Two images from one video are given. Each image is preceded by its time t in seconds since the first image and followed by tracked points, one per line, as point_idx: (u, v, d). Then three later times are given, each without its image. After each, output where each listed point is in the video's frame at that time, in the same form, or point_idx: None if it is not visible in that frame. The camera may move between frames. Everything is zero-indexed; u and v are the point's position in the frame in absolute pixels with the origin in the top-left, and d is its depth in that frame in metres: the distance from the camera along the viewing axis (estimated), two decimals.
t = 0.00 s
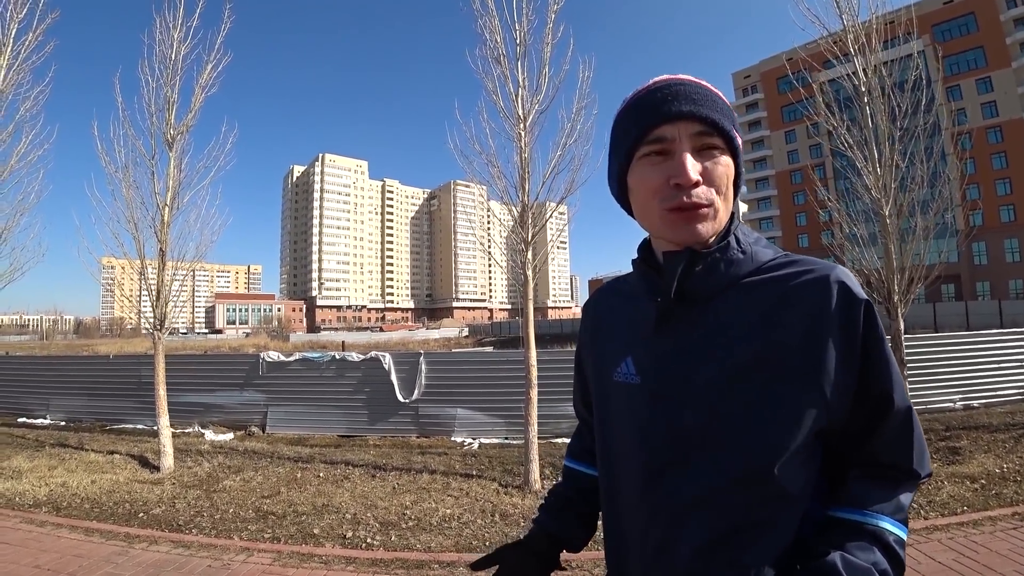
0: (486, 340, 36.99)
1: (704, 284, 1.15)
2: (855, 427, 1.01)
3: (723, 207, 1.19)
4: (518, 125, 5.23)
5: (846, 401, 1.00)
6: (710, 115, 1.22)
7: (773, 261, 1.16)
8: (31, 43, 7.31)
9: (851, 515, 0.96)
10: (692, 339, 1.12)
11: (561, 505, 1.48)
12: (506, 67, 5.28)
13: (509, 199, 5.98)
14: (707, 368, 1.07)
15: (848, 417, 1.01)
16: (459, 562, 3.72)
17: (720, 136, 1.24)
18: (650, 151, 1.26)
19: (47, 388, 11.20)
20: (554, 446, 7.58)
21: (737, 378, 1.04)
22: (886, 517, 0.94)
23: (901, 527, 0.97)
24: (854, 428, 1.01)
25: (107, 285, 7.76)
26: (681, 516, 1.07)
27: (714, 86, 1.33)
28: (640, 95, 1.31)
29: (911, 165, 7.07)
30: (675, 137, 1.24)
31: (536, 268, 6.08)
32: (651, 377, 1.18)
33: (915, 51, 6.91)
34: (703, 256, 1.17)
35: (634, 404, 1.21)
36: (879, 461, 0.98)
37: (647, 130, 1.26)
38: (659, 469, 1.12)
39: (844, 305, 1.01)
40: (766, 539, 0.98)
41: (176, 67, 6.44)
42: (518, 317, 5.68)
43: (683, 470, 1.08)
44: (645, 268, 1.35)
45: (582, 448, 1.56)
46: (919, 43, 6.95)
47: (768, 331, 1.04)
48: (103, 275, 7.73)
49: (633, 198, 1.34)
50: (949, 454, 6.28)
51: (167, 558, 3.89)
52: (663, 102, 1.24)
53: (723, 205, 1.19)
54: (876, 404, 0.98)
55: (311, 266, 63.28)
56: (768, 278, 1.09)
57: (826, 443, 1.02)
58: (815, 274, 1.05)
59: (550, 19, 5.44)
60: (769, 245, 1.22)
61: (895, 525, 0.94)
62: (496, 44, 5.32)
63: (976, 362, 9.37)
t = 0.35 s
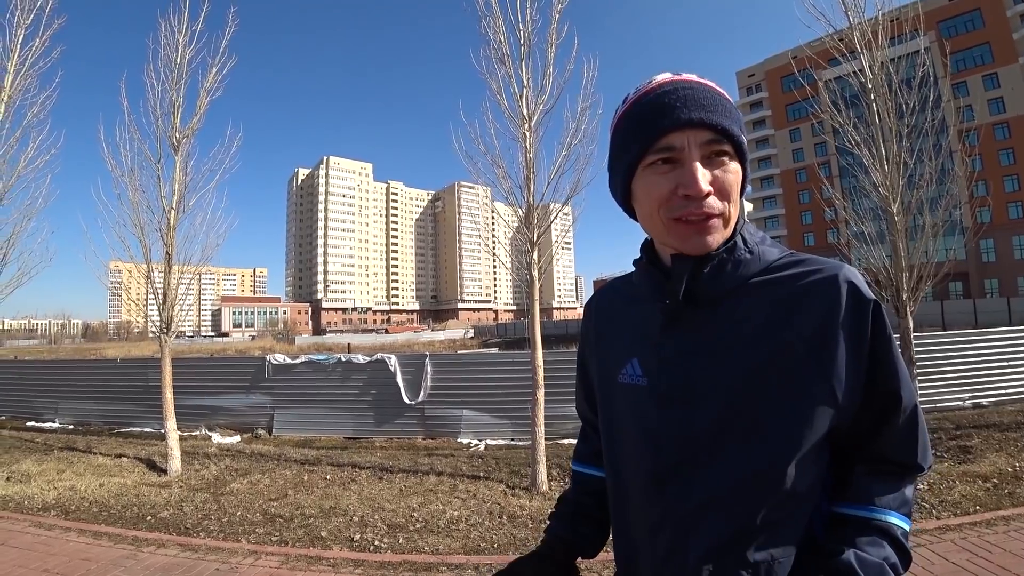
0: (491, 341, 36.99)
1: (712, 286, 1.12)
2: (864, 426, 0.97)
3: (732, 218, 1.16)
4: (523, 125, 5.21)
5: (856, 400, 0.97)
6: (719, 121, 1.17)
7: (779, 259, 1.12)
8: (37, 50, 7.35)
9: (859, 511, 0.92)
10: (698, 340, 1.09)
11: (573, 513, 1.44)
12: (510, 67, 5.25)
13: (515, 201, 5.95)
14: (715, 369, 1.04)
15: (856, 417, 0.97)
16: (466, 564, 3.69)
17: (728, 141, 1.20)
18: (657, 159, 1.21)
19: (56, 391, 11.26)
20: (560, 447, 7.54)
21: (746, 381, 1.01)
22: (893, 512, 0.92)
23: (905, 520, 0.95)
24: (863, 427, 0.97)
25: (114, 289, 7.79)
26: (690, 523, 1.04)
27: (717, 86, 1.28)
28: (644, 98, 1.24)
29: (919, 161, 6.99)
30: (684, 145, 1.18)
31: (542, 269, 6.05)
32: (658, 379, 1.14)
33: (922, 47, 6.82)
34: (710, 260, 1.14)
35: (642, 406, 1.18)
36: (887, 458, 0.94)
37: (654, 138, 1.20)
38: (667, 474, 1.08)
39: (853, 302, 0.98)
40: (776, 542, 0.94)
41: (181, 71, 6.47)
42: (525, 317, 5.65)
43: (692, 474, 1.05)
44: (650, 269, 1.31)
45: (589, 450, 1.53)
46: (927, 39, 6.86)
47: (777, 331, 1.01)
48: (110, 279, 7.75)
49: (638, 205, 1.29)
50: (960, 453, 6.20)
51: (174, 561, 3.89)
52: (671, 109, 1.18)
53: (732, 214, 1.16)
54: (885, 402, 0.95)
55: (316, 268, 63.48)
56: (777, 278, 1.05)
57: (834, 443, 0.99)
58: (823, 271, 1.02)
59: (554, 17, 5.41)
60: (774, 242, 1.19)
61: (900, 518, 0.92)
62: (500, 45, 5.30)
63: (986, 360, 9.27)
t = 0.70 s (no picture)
0: (497, 342, 36.97)
1: (727, 283, 1.10)
2: (883, 422, 0.96)
3: (747, 219, 1.15)
4: (528, 125, 5.20)
5: (874, 397, 0.95)
6: (734, 121, 1.15)
7: (796, 256, 1.11)
8: (45, 58, 7.44)
9: (875, 509, 0.91)
10: (714, 338, 1.08)
11: (587, 511, 1.43)
12: (514, 67, 5.26)
13: (520, 201, 5.94)
14: (731, 366, 1.03)
15: (874, 413, 0.96)
16: (476, 564, 3.69)
17: (743, 141, 1.18)
18: (670, 160, 1.20)
19: (67, 395, 11.37)
20: (568, 446, 7.52)
21: (764, 378, 0.99)
22: (910, 510, 0.90)
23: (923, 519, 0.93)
24: (881, 423, 0.96)
25: (123, 294, 7.86)
26: (706, 521, 1.02)
27: (732, 82, 1.25)
28: (657, 96, 1.22)
29: (927, 155, 6.91)
30: (697, 145, 1.17)
31: (548, 269, 6.03)
32: (673, 377, 1.13)
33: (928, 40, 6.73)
34: (725, 259, 1.13)
35: (656, 404, 1.17)
36: (905, 456, 0.93)
37: (667, 137, 1.18)
38: (683, 471, 1.07)
39: (871, 297, 0.96)
40: (794, 540, 0.93)
41: (187, 77, 6.52)
42: (531, 317, 5.64)
43: (708, 472, 1.03)
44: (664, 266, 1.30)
45: (601, 446, 1.53)
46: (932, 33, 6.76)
47: (794, 328, 1.00)
48: (119, 284, 7.81)
49: (650, 205, 1.28)
50: (972, 450, 6.13)
51: (186, 563, 3.91)
52: (684, 109, 1.16)
53: (746, 216, 1.15)
54: (903, 399, 0.93)
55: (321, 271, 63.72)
56: (792, 275, 1.04)
57: (851, 439, 0.97)
58: (840, 268, 1.01)
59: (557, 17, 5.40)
60: (789, 239, 1.18)
61: (917, 517, 0.91)
62: (503, 45, 5.30)
63: (997, 355, 9.17)
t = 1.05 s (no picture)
0: (497, 343, 36.93)
1: (739, 281, 1.10)
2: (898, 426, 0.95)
3: (748, 219, 1.14)
4: (531, 125, 5.20)
5: (889, 400, 0.94)
6: (734, 121, 1.14)
7: (810, 256, 1.10)
8: (48, 56, 7.45)
9: (892, 515, 0.90)
10: (725, 337, 1.08)
11: (599, 511, 1.43)
12: (517, 68, 5.26)
13: (522, 201, 5.94)
14: (743, 366, 1.03)
15: (888, 416, 0.95)
16: (477, 565, 3.69)
17: (748, 141, 1.16)
18: (672, 160, 1.21)
19: (68, 393, 11.38)
20: (569, 447, 7.51)
21: (775, 376, 0.99)
22: (924, 517, 0.89)
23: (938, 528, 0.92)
24: (896, 427, 0.95)
25: (125, 292, 7.87)
26: (714, 521, 1.02)
27: (743, 81, 1.23)
28: (663, 97, 1.23)
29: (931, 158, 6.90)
30: (698, 145, 1.17)
31: (550, 270, 6.02)
32: (683, 376, 1.13)
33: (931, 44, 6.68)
34: (736, 257, 1.12)
35: (665, 403, 1.17)
36: (922, 461, 0.91)
37: (669, 138, 1.20)
38: (691, 470, 1.07)
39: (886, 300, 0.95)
40: (804, 539, 0.92)
41: (190, 75, 6.52)
42: (533, 318, 5.63)
43: (717, 472, 1.03)
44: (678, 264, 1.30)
45: (613, 444, 1.52)
46: (936, 35, 6.73)
47: (807, 329, 0.99)
48: (121, 282, 7.81)
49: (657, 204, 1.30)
50: (974, 453, 6.12)
51: (186, 562, 3.91)
52: (685, 110, 1.17)
53: (748, 216, 1.14)
54: (919, 402, 0.92)
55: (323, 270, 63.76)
56: (806, 275, 1.03)
57: (865, 443, 0.96)
58: (855, 269, 1.00)
59: (561, 18, 5.40)
60: (804, 240, 1.16)
61: (932, 524, 0.89)
62: (507, 46, 5.30)
63: (999, 359, 9.14)
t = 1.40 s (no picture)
0: (495, 345, 36.92)
1: (738, 282, 1.11)
2: (904, 428, 0.92)
3: (741, 219, 1.15)
4: (530, 128, 5.20)
5: (891, 401, 0.92)
6: (721, 126, 1.15)
7: (811, 259, 1.10)
8: (47, 54, 7.43)
9: (905, 512, 0.85)
10: (725, 336, 1.09)
11: (622, 493, 1.49)
12: (517, 70, 5.27)
13: (521, 203, 5.94)
14: (740, 364, 1.04)
15: (891, 420, 0.92)
16: (473, 567, 3.68)
17: (739, 145, 1.16)
18: (670, 165, 1.25)
19: (64, 393, 11.32)
20: (566, 450, 7.50)
21: (769, 376, 1.00)
22: (938, 515, 0.83)
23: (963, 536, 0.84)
24: (903, 429, 0.92)
25: (121, 292, 7.84)
26: (707, 516, 1.02)
27: (741, 90, 1.24)
28: (661, 110, 1.29)
29: (929, 163, 6.92)
30: (690, 150, 1.20)
31: (548, 273, 6.01)
32: (685, 374, 1.14)
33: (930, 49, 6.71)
34: (734, 258, 1.13)
35: (668, 401, 1.18)
36: (931, 463, 0.88)
37: (664, 145, 1.24)
38: (684, 467, 1.08)
39: (885, 298, 0.93)
40: (792, 539, 0.92)
41: (189, 75, 6.52)
42: (532, 320, 5.62)
43: (711, 468, 1.03)
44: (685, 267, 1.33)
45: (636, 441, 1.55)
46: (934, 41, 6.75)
47: (803, 327, 0.99)
48: (118, 282, 7.78)
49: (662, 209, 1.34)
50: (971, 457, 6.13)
51: (180, 564, 3.88)
52: (677, 118, 1.21)
53: (740, 217, 1.15)
54: (924, 402, 0.89)
55: (320, 271, 63.59)
56: (803, 275, 1.04)
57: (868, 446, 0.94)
58: (851, 269, 0.99)
59: (561, 21, 5.42)
60: (807, 244, 1.16)
61: (948, 525, 0.83)
62: (507, 48, 5.30)
63: (994, 364, 9.17)
